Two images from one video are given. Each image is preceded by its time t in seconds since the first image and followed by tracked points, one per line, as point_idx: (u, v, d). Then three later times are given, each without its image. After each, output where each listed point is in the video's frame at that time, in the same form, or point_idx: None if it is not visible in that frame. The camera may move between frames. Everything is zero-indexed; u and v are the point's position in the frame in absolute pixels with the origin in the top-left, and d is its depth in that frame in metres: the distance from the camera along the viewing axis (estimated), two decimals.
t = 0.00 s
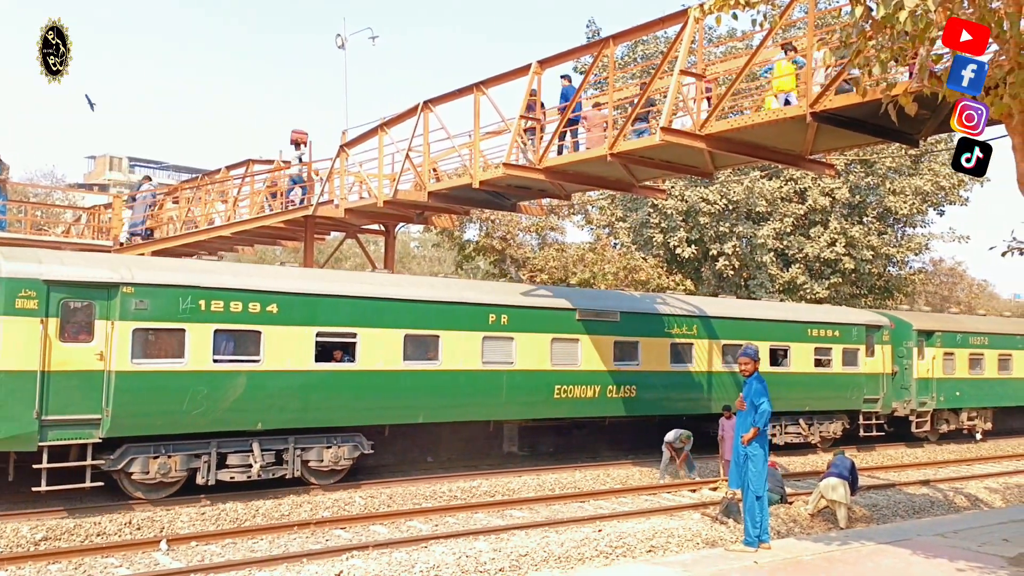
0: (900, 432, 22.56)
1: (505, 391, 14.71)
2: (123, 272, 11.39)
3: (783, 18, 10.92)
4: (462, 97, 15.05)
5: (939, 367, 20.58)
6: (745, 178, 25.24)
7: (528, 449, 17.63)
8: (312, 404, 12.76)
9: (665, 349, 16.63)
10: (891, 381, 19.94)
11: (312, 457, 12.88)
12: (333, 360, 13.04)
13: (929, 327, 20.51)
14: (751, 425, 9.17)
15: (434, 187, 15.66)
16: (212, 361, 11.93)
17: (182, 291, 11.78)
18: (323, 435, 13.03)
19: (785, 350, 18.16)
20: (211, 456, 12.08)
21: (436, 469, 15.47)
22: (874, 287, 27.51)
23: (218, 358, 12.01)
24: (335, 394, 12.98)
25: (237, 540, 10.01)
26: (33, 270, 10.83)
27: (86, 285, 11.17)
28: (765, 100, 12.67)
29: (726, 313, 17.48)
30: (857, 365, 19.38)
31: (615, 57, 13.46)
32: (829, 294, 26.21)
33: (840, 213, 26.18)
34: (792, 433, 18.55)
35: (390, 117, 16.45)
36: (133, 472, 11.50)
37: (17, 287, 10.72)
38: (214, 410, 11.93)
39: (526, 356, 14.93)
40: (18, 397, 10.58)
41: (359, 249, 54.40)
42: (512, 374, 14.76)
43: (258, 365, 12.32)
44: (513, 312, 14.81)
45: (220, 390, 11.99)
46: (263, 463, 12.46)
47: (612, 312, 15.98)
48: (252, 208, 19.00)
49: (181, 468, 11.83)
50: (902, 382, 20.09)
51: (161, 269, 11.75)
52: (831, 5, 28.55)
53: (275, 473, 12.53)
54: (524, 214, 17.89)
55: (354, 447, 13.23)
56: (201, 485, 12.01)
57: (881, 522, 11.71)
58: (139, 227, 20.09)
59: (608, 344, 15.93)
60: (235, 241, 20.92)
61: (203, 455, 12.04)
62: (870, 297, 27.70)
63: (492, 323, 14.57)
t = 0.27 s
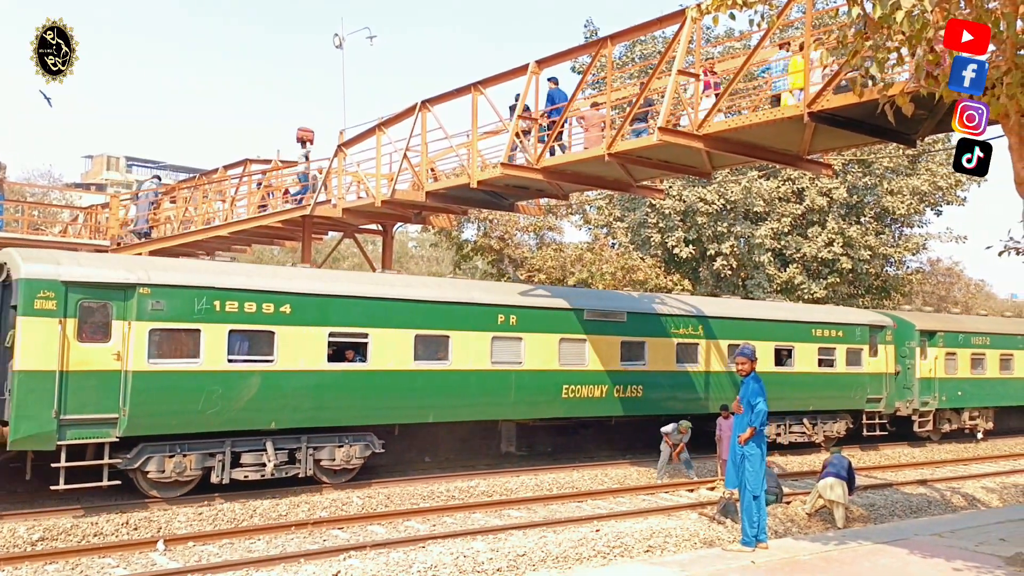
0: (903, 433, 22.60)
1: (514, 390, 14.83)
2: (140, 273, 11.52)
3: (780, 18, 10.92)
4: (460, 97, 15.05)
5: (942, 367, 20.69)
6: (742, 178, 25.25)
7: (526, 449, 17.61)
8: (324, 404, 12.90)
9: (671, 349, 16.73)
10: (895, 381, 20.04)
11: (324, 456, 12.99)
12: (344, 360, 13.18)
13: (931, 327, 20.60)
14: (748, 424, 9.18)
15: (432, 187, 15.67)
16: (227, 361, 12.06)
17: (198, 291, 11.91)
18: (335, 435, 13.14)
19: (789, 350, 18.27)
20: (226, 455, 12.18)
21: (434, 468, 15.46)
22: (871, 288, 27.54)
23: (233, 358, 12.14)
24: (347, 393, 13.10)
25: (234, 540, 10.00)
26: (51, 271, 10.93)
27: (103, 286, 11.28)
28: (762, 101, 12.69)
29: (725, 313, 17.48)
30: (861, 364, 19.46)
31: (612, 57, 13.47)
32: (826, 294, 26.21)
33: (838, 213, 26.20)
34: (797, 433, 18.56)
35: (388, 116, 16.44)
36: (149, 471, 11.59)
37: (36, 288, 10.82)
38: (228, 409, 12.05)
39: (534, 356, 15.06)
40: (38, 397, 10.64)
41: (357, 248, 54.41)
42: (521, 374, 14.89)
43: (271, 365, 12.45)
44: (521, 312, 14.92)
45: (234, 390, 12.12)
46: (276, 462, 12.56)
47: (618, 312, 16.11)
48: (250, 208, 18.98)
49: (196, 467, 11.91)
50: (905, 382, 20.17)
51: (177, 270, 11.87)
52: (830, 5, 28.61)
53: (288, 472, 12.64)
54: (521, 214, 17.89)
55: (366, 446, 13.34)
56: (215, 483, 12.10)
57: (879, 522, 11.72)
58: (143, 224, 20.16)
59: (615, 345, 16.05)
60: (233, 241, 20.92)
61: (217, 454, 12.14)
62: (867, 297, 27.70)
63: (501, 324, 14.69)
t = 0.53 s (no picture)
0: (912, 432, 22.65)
1: (529, 391, 14.91)
2: (164, 274, 11.65)
3: (785, 18, 10.90)
4: (464, 97, 15.04)
5: (953, 367, 20.71)
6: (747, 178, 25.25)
7: (530, 449, 17.60)
8: (343, 403, 13.01)
9: (684, 349, 16.81)
10: (905, 381, 20.05)
11: (343, 454, 13.11)
12: (363, 359, 13.29)
13: (942, 327, 20.62)
14: (752, 425, 9.15)
15: (436, 187, 15.67)
16: (248, 360, 12.18)
17: (221, 292, 12.03)
18: (353, 433, 13.25)
19: (801, 350, 18.31)
20: (247, 453, 12.32)
21: (439, 468, 15.46)
22: (876, 288, 27.46)
23: (254, 358, 12.26)
24: (365, 393, 13.22)
25: (239, 539, 10.01)
26: (78, 272, 11.07)
27: (128, 287, 11.41)
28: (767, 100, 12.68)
29: (729, 313, 17.44)
30: (872, 365, 19.48)
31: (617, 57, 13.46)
32: (831, 294, 26.16)
33: (843, 212, 26.16)
34: (808, 433, 18.65)
35: (392, 116, 16.44)
36: (172, 469, 11.75)
37: (63, 289, 10.97)
38: (250, 408, 12.17)
39: (549, 356, 15.14)
40: (65, 396, 10.81)
41: (361, 248, 54.46)
42: (536, 374, 14.96)
43: (292, 365, 12.56)
44: (536, 313, 15.01)
45: (255, 390, 12.23)
46: (296, 460, 12.69)
47: (632, 313, 16.17)
48: (254, 208, 19.00)
49: (218, 465, 12.06)
50: (916, 382, 20.18)
51: (198, 271, 11.99)
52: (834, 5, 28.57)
53: (308, 470, 12.77)
54: (525, 214, 17.88)
55: (383, 445, 13.46)
56: (237, 481, 12.24)
57: (884, 523, 11.69)
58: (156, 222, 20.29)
59: (629, 345, 16.12)
60: (237, 241, 20.93)
61: (238, 452, 12.28)
62: (872, 297, 27.63)
63: (517, 324, 14.78)
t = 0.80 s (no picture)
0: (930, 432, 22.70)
1: (550, 391, 15.01)
2: (193, 275, 11.88)
3: (795, 18, 10.86)
4: (474, 98, 15.04)
5: (971, 368, 20.69)
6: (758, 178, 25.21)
7: (540, 449, 17.58)
8: (367, 403, 13.17)
9: (703, 349, 16.88)
10: (923, 382, 20.00)
11: (366, 453, 13.28)
12: (386, 359, 13.43)
13: (961, 328, 20.57)
14: (763, 425, 9.13)
15: (445, 187, 15.67)
16: (276, 360, 12.40)
17: (249, 293, 12.24)
18: (377, 433, 13.43)
19: (820, 350, 18.33)
20: (274, 452, 12.52)
21: (449, 468, 15.47)
22: (888, 288, 27.33)
23: (281, 358, 12.47)
24: (389, 393, 13.36)
25: (250, 538, 10.03)
26: (111, 273, 11.28)
27: (159, 288, 11.65)
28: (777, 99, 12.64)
29: (740, 313, 17.37)
30: (890, 365, 19.47)
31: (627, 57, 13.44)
32: (842, 294, 26.03)
33: (854, 212, 26.07)
34: (825, 433, 18.61)
35: (402, 117, 16.45)
36: (202, 467, 11.96)
37: (97, 290, 11.18)
38: (277, 407, 12.37)
39: (570, 356, 15.25)
40: (99, 395, 11.04)
41: (371, 249, 54.51)
42: (555, 374, 15.06)
43: (318, 365, 12.74)
44: (557, 313, 15.14)
45: (282, 389, 12.42)
46: (322, 459, 12.87)
47: (651, 313, 16.27)
48: (264, 209, 19.05)
49: (246, 463, 12.26)
50: (934, 382, 20.13)
51: (227, 272, 12.21)
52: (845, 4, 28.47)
53: (333, 469, 12.95)
54: (534, 214, 17.86)
55: (406, 444, 13.62)
56: (264, 479, 12.45)
57: (895, 524, 11.63)
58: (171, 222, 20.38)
59: (647, 345, 16.20)
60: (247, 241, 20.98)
61: (266, 451, 12.48)
62: (884, 297, 27.49)
63: (537, 325, 14.91)
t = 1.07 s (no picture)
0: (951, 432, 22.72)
1: (573, 391, 15.10)
2: (225, 276, 12.05)
3: (810, 16, 10.81)
4: (487, 98, 15.03)
5: (993, 369, 20.63)
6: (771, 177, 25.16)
7: (552, 449, 17.56)
8: (395, 403, 13.30)
9: (725, 350, 16.91)
10: (945, 382, 19.97)
11: (393, 452, 13.41)
12: (413, 359, 13.56)
13: (983, 328, 20.50)
14: (777, 426, 9.08)
15: (458, 187, 15.67)
16: (305, 360, 12.55)
17: (279, 294, 12.39)
18: (404, 431, 13.57)
19: (841, 351, 18.34)
20: (303, 450, 12.67)
21: (462, 468, 15.47)
22: (904, 288, 27.16)
23: (310, 358, 12.62)
24: (416, 392, 13.48)
25: (264, 537, 10.06)
26: (145, 275, 11.50)
27: (193, 288, 11.83)
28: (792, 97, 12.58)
29: (754, 313, 17.29)
30: (912, 365, 19.47)
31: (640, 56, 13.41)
32: (857, 294, 25.90)
33: (869, 212, 25.94)
34: (846, 433, 18.64)
35: (415, 117, 16.47)
36: (233, 465, 12.14)
37: (132, 291, 11.39)
38: (307, 406, 12.52)
39: (593, 356, 15.35)
40: (134, 393, 11.25)
41: (384, 249, 54.60)
42: (578, 375, 15.16)
43: (346, 365, 12.88)
44: (580, 313, 15.24)
45: (311, 388, 12.57)
46: (350, 457, 13.01)
47: (673, 314, 16.33)
48: (278, 209, 19.11)
49: (276, 461, 12.42)
50: (955, 383, 20.09)
51: (258, 273, 12.38)
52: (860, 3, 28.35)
53: (361, 467, 13.08)
54: (547, 214, 17.83)
55: (433, 443, 13.73)
56: (294, 477, 12.61)
57: (911, 525, 11.55)
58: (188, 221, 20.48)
59: (670, 346, 16.27)
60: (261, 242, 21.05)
61: (295, 449, 12.64)
62: (900, 297, 27.33)
63: (561, 325, 15.01)
